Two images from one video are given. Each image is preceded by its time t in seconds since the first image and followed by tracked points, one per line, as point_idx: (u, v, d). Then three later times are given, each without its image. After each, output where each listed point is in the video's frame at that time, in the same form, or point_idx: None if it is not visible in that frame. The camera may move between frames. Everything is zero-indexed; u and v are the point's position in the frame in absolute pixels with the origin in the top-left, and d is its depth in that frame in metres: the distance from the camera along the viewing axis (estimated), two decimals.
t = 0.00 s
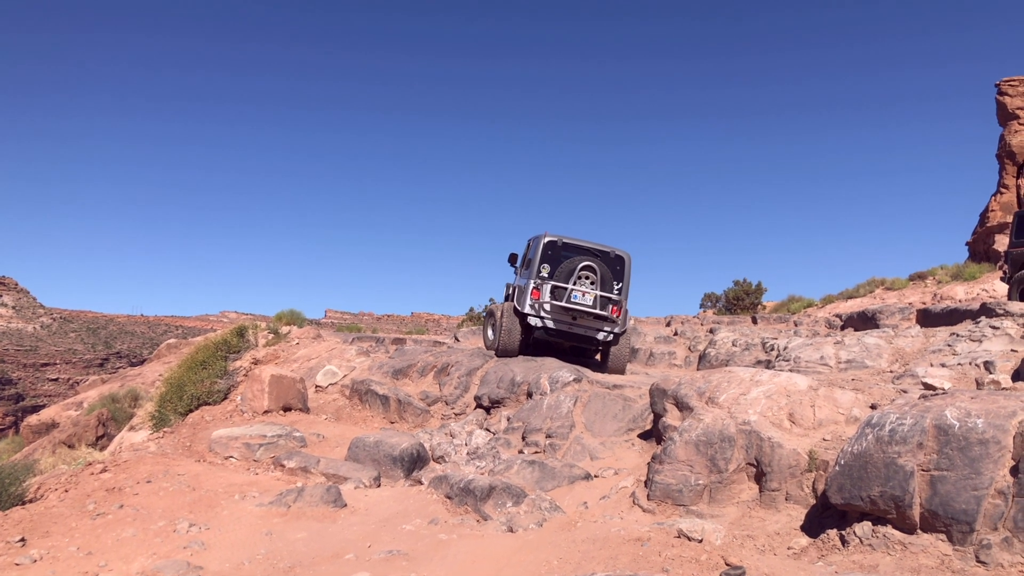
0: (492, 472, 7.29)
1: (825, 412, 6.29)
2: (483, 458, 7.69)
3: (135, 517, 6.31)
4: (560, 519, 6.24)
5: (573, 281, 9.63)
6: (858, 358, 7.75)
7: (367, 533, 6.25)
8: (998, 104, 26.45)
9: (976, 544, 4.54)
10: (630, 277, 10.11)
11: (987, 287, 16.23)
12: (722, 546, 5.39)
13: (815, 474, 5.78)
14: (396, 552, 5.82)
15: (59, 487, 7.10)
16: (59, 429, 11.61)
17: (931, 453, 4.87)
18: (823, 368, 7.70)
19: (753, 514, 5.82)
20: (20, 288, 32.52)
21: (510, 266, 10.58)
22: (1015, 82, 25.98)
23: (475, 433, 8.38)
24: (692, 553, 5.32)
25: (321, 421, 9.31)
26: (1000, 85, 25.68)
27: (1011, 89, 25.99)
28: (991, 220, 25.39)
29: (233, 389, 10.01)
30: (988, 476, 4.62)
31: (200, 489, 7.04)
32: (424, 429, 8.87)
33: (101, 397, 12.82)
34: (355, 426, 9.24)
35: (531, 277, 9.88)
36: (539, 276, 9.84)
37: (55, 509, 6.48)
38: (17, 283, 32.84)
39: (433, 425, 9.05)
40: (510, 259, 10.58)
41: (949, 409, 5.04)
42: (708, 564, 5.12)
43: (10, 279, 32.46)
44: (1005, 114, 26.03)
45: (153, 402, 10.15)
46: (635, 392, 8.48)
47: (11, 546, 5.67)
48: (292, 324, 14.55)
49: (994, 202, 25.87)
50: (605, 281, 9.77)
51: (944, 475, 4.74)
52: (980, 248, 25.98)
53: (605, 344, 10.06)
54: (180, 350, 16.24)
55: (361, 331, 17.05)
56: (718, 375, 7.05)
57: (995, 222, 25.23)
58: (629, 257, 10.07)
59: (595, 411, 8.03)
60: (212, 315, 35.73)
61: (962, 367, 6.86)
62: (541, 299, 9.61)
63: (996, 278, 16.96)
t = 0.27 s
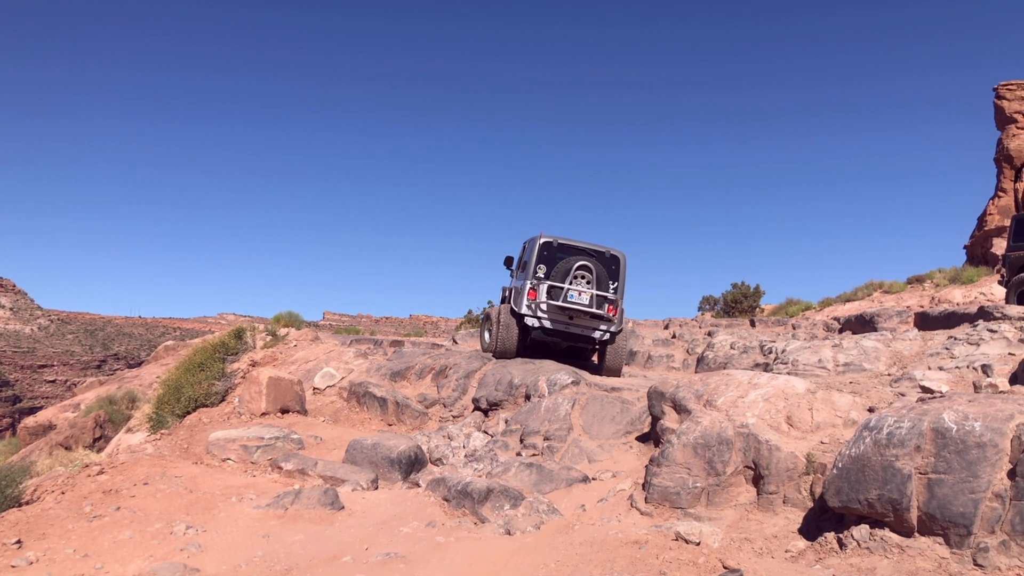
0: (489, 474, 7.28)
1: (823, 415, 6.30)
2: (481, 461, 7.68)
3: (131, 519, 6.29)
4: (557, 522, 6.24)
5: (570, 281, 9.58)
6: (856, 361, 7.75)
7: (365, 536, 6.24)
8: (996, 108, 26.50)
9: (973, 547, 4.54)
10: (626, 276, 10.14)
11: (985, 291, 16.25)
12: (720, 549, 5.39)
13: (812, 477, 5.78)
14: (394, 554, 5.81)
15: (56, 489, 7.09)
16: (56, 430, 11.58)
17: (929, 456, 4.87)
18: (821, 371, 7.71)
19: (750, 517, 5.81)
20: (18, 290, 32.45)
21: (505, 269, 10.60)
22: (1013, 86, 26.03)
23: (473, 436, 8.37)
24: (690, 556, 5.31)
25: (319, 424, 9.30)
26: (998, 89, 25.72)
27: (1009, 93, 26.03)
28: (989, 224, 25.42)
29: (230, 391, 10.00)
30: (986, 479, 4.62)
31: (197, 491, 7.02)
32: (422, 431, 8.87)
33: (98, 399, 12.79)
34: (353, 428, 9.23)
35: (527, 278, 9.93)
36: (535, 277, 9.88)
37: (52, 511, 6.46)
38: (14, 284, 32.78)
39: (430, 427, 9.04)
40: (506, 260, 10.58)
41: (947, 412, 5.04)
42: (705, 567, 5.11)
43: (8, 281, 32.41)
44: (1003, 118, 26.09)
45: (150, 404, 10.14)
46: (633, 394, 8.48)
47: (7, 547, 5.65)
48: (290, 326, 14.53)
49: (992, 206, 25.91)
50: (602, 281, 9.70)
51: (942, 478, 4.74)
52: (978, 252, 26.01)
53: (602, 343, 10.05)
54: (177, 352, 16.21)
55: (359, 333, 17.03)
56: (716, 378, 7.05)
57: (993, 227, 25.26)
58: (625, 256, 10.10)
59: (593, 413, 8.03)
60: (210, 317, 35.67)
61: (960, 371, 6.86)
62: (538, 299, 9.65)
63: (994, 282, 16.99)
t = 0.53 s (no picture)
0: (488, 477, 7.28)
1: (821, 418, 6.30)
2: (479, 463, 7.67)
3: (129, 521, 6.28)
4: (556, 524, 6.23)
5: (566, 281, 9.62)
6: (854, 364, 7.75)
7: (362, 538, 6.23)
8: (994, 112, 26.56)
9: (972, 550, 4.54)
10: (622, 274, 10.15)
11: (983, 293, 16.26)
12: (718, 552, 5.39)
13: (811, 479, 5.77)
14: (392, 557, 5.80)
15: (53, 491, 7.08)
16: (54, 432, 11.56)
17: (927, 458, 4.87)
18: (819, 373, 7.71)
19: (749, 520, 5.81)
20: (15, 292, 32.41)
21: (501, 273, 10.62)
22: (1011, 89, 26.08)
23: (471, 438, 8.36)
24: (688, 558, 5.31)
25: (317, 426, 9.30)
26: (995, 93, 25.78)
27: (1007, 97, 26.09)
28: (987, 227, 25.45)
29: (228, 393, 9.99)
30: (984, 482, 4.63)
31: (195, 494, 7.01)
32: (420, 433, 8.86)
33: (96, 401, 12.77)
34: (351, 431, 9.22)
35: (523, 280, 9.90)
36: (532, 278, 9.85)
37: (49, 514, 6.45)
38: (12, 286, 32.73)
39: (428, 429, 9.03)
40: (501, 265, 10.60)
41: (945, 415, 5.05)
42: (704, 570, 5.11)
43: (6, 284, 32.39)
44: (1001, 122, 26.15)
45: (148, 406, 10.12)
46: (632, 396, 8.47)
47: (4, 550, 5.64)
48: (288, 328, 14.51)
49: (990, 210, 25.95)
50: (598, 279, 9.75)
51: (940, 481, 4.75)
52: (976, 255, 26.03)
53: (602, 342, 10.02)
54: (175, 354, 16.20)
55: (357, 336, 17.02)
56: (714, 380, 7.04)
57: (991, 230, 25.29)
58: (620, 254, 10.12)
59: (591, 416, 8.03)
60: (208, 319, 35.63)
61: (958, 373, 6.86)
62: (535, 300, 9.62)
63: (992, 285, 17.00)
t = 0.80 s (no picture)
0: (486, 478, 7.27)
1: (820, 419, 6.30)
2: (478, 465, 7.67)
3: (127, 524, 6.28)
4: (554, 526, 6.23)
5: (566, 288, 9.59)
6: (852, 365, 7.75)
7: (361, 540, 6.22)
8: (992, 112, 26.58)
9: (971, 551, 4.54)
10: (622, 280, 10.15)
11: (981, 294, 16.27)
12: (717, 553, 5.39)
13: (809, 481, 5.77)
14: (390, 559, 5.80)
15: (51, 493, 7.07)
16: (52, 434, 11.55)
17: (926, 459, 4.87)
18: (818, 375, 7.71)
19: (747, 521, 5.81)
20: (14, 293, 32.38)
21: (501, 275, 10.61)
22: (1009, 90, 26.10)
23: (470, 440, 8.35)
24: (687, 560, 5.31)
25: (315, 427, 9.29)
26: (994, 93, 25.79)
27: (1004, 97, 26.12)
28: (985, 228, 25.46)
29: (227, 395, 9.99)
30: (982, 483, 4.62)
31: (193, 496, 7.00)
32: (419, 435, 8.85)
33: (94, 403, 12.77)
34: (350, 432, 9.22)
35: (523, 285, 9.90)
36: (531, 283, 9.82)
37: (47, 516, 6.45)
38: (10, 288, 32.70)
39: (427, 431, 9.03)
40: (501, 267, 10.58)
41: (943, 416, 5.04)
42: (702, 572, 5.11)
43: (5, 285, 32.38)
44: (999, 122, 26.17)
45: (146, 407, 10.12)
46: (630, 398, 8.47)
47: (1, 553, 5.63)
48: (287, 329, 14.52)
49: (988, 210, 25.97)
50: (598, 286, 9.71)
51: (939, 482, 4.75)
52: (974, 255, 26.04)
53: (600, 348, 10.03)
54: (174, 355, 16.20)
55: (355, 337, 17.02)
56: (713, 382, 7.04)
57: (989, 230, 25.30)
58: (621, 260, 10.11)
59: (589, 417, 8.03)
60: (207, 320, 35.61)
61: (957, 374, 6.86)
62: (535, 306, 9.60)
63: (991, 285, 17.00)
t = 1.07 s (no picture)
0: (485, 479, 7.27)
1: (818, 420, 6.30)
2: (477, 466, 7.66)
3: (125, 525, 6.27)
4: (553, 527, 6.22)
5: (566, 289, 9.61)
6: (851, 366, 7.74)
7: (359, 541, 6.22)
8: (990, 113, 26.61)
9: (969, 552, 4.54)
10: (622, 284, 10.18)
11: (979, 294, 16.29)
12: (715, 554, 5.38)
13: (807, 482, 5.77)
14: (389, 560, 5.80)
15: (50, 495, 7.06)
16: (50, 436, 11.54)
17: (924, 460, 4.87)
18: (816, 375, 7.71)
19: (746, 522, 5.80)
20: (12, 295, 32.36)
21: (501, 275, 10.60)
22: (1006, 90, 26.14)
23: (468, 441, 8.35)
24: (685, 561, 5.30)
25: (314, 429, 9.29)
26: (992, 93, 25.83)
27: (1002, 97, 26.15)
28: (983, 228, 25.49)
29: (225, 396, 9.98)
30: (981, 484, 4.62)
31: (192, 497, 7.00)
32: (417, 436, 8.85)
33: (92, 404, 12.75)
34: (348, 434, 9.21)
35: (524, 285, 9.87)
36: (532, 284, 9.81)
37: (45, 517, 6.44)
38: (4, 288, 32.69)
39: (426, 432, 9.02)
40: (502, 268, 10.58)
41: (942, 416, 5.05)
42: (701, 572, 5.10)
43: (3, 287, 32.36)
44: (997, 123, 26.21)
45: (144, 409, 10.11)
46: (629, 399, 8.47)
47: None
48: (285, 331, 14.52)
49: (986, 211, 25.99)
50: (598, 288, 9.74)
51: (937, 483, 4.75)
52: (972, 256, 26.06)
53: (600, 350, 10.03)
54: (172, 357, 16.20)
55: (353, 338, 17.01)
56: (711, 382, 7.04)
57: (987, 231, 25.32)
58: (622, 263, 10.13)
59: (588, 418, 8.03)
60: (205, 322, 35.60)
61: (955, 375, 6.86)
62: (535, 306, 9.58)
63: (989, 286, 17.02)
